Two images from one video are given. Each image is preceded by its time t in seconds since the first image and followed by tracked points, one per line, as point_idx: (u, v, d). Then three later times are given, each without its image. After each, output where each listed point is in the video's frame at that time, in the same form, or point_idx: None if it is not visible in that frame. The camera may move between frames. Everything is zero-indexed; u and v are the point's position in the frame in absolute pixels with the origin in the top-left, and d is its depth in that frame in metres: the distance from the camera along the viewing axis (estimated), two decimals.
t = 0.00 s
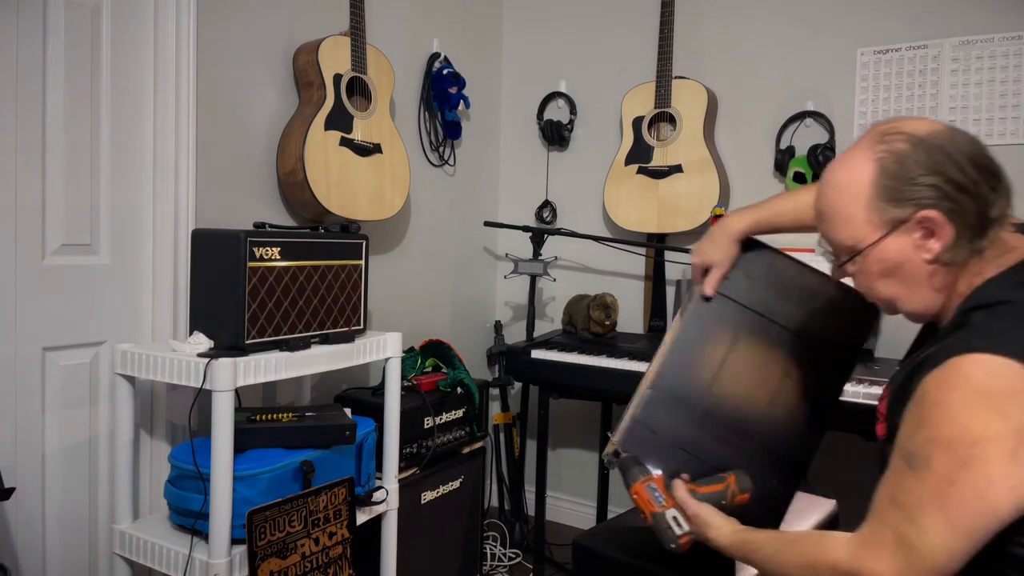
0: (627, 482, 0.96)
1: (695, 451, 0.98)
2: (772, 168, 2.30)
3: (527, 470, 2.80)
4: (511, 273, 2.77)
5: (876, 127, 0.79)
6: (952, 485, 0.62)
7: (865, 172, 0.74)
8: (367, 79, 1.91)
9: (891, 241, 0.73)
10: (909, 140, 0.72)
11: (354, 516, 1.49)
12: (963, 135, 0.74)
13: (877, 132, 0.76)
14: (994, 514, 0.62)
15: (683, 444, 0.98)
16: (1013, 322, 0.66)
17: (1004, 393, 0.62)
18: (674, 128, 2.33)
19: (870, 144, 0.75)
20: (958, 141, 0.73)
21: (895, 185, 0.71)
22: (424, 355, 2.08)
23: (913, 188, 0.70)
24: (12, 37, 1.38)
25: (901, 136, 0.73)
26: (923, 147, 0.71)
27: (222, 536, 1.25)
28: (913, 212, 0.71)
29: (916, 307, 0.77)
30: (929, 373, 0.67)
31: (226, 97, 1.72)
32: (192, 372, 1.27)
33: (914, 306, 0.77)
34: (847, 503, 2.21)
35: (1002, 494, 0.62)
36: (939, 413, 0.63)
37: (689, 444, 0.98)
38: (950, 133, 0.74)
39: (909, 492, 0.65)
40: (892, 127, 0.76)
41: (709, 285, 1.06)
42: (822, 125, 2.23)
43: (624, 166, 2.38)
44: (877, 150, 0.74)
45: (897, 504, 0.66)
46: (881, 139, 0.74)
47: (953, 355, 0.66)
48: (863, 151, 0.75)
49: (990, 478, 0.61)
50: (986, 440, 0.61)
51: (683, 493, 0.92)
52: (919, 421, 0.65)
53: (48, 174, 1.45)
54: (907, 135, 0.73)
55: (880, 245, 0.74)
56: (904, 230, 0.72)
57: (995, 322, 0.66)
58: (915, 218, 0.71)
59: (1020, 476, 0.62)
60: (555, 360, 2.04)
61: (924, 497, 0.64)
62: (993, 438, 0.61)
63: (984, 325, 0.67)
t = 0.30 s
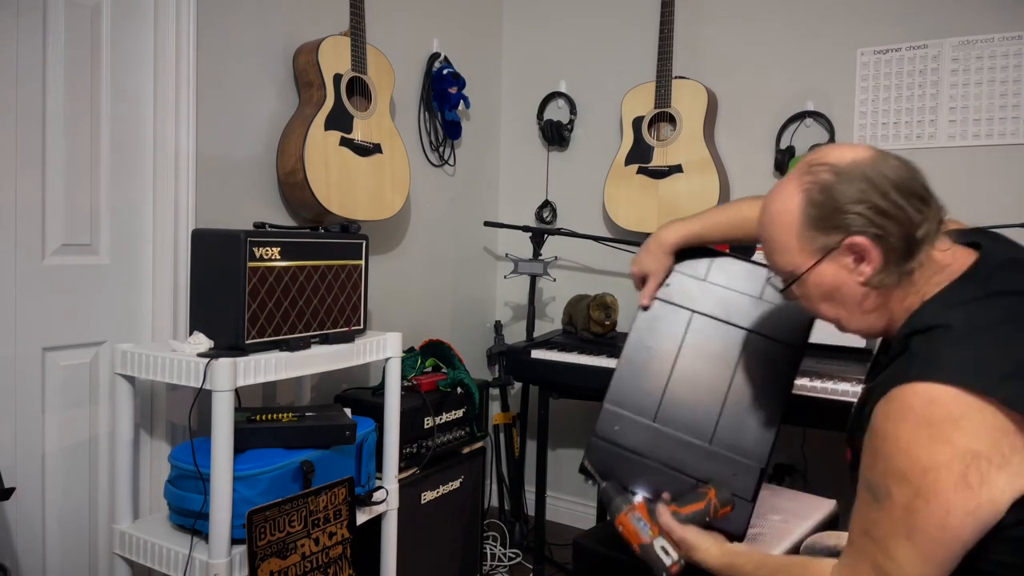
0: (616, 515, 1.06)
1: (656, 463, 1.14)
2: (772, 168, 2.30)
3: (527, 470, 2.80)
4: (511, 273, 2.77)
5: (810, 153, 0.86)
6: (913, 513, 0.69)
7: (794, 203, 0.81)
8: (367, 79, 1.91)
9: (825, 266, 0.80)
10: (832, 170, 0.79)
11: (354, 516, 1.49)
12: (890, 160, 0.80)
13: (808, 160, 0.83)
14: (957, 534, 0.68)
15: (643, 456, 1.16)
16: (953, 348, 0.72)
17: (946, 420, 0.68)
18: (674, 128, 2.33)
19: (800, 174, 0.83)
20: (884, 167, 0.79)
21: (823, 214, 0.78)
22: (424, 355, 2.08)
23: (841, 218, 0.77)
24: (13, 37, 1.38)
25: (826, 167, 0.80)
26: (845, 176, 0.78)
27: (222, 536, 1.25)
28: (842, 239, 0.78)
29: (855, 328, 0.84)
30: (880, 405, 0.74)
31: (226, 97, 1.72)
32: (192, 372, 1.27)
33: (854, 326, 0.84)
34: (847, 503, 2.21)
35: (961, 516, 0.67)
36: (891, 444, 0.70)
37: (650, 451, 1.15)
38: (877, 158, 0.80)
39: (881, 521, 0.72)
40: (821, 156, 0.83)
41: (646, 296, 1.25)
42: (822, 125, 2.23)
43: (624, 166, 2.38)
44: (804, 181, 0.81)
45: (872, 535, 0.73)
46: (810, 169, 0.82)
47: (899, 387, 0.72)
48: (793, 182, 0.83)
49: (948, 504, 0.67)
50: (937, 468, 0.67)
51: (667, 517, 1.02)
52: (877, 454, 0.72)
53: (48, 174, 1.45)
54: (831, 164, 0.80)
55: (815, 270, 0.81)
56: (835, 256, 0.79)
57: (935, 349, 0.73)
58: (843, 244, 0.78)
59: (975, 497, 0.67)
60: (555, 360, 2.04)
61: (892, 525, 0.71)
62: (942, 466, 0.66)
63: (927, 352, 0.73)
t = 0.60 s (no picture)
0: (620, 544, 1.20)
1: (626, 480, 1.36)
2: (772, 168, 2.30)
3: (527, 470, 2.79)
4: (511, 273, 2.77)
5: (774, 174, 0.92)
6: (898, 537, 0.71)
7: (749, 228, 0.90)
8: (367, 79, 1.91)
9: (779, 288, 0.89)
10: (782, 197, 0.86)
11: (354, 516, 1.49)
12: (845, 184, 0.85)
13: (766, 183, 0.90)
14: (944, 556, 0.70)
15: (621, 482, 1.36)
16: (923, 368, 0.74)
17: (920, 442, 0.70)
18: (674, 128, 2.33)
19: (756, 199, 0.91)
20: (835, 192, 0.84)
21: (772, 241, 0.87)
22: (424, 355, 2.09)
23: (790, 244, 0.85)
24: (13, 37, 1.38)
25: (776, 193, 0.87)
26: (794, 203, 0.85)
27: (222, 536, 1.25)
28: (793, 264, 0.86)
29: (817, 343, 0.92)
30: (855, 431, 0.77)
31: (226, 97, 1.72)
32: (192, 372, 1.27)
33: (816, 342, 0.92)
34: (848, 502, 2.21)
35: (946, 537, 0.69)
36: (870, 470, 0.73)
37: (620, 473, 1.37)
38: (831, 183, 0.85)
39: (870, 546, 0.75)
40: (777, 180, 0.90)
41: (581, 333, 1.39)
42: (822, 125, 2.23)
43: (624, 166, 2.38)
44: (757, 207, 0.89)
45: (864, 562, 0.76)
46: (765, 194, 0.89)
47: (872, 413, 0.75)
48: (749, 207, 0.91)
49: (931, 527, 0.69)
50: (917, 491, 0.69)
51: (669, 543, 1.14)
52: (859, 481, 0.75)
53: (48, 173, 1.45)
54: (783, 190, 0.87)
55: (771, 291, 0.91)
56: (788, 279, 0.88)
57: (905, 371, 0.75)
58: (795, 267, 0.86)
59: (957, 517, 0.70)
60: (555, 360, 2.04)
61: (879, 550, 0.73)
62: (922, 489, 0.69)
63: (897, 375, 0.76)
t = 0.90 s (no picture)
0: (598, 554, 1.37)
1: (604, 501, 1.50)
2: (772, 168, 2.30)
3: (527, 470, 2.79)
4: (511, 273, 2.77)
5: (758, 181, 0.92)
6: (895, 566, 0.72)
7: (726, 237, 0.92)
8: (367, 79, 1.91)
9: (753, 297, 0.90)
10: (759, 208, 0.87)
11: (354, 516, 1.49)
12: (824, 198, 0.85)
13: (747, 191, 0.91)
14: None
15: (603, 502, 1.50)
16: (921, 394, 0.74)
17: (919, 472, 0.70)
18: (674, 128, 2.33)
19: (735, 208, 0.92)
20: (811, 207, 0.84)
21: (747, 252, 0.88)
22: (424, 355, 2.09)
23: (763, 256, 0.86)
24: (13, 37, 1.38)
25: (753, 203, 0.88)
26: (769, 216, 0.85)
27: (221, 536, 1.25)
28: (766, 275, 0.86)
29: (797, 355, 0.92)
30: (850, 458, 0.76)
31: (226, 97, 1.72)
32: (192, 372, 1.27)
33: (796, 353, 0.92)
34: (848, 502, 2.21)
35: (943, 564, 0.70)
36: (868, 499, 0.73)
37: (600, 498, 1.51)
38: (810, 196, 0.85)
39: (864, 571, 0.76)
40: (758, 189, 0.90)
41: (543, 366, 1.52)
42: (822, 125, 2.23)
43: (624, 166, 2.38)
44: (735, 216, 0.90)
45: None
46: (744, 204, 0.89)
47: (870, 443, 0.74)
48: (728, 216, 0.92)
49: (928, 557, 0.70)
50: (914, 522, 0.70)
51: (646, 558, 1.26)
52: (853, 508, 0.75)
53: (48, 174, 1.45)
54: (760, 200, 0.88)
55: (745, 300, 0.92)
56: (762, 290, 0.89)
57: (903, 397, 0.74)
58: (767, 279, 0.87)
59: (954, 545, 0.71)
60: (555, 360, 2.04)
61: None
62: (920, 520, 0.70)
63: (894, 402, 0.75)
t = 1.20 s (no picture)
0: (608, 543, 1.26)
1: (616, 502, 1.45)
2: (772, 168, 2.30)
3: (528, 470, 2.79)
4: (511, 272, 2.77)
5: (757, 187, 0.91)
6: None
7: (720, 247, 0.92)
8: (366, 79, 1.91)
9: (746, 305, 0.91)
10: (751, 220, 0.87)
11: (354, 516, 1.49)
12: (819, 211, 0.84)
13: (743, 199, 0.90)
14: None
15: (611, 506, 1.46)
16: (920, 415, 0.73)
17: (917, 497, 0.71)
18: (674, 128, 2.32)
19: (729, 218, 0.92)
20: (803, 221, 0.83)
21: (738, 262, 0.88)
22: (424, 355, 2.09)
23: (753, 269, 0.87)
24: (13, 36, 1.38)
25: (745, 214, 0.88)
26: (760, 229, 0.85)
27: (221, 536, 1.25)
28: (756, 286, 0.87)
29: (795, 362, 0.93)
30: (846, 475, 0.77)
31: (226, 96, 1.72)
32: (192, 372, 1.27)
33: (793, 361, 0.94)
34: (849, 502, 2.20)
35: None
36: (863, 518, 0.75)
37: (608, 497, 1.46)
38: (804, 209, 0.84)
39: None
40: (754, 198, 0.89)
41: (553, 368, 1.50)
42: (822, 125, 2.23)
43: (624, 166, 2.38)
44: (729, 225, 0.90)
45: None
46: (738, 213, 0.89)
47: (868, 463, 0.75)
48: (722, 226, 0.92)
49: None
50: (906, 544, 0.72)
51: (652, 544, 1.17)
52: (847, 525, 0.77)
53: (48, 173, 1.45)
54: (752, 211, 0.87)
55: (741, 310, 0.93)
56: (756, 302, 0.89)
57: (903, 419, 0.74)
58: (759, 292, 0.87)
59: (944, 566, 0.73)
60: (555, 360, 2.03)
61: None
62: (911, 543, 0.72)
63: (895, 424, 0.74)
